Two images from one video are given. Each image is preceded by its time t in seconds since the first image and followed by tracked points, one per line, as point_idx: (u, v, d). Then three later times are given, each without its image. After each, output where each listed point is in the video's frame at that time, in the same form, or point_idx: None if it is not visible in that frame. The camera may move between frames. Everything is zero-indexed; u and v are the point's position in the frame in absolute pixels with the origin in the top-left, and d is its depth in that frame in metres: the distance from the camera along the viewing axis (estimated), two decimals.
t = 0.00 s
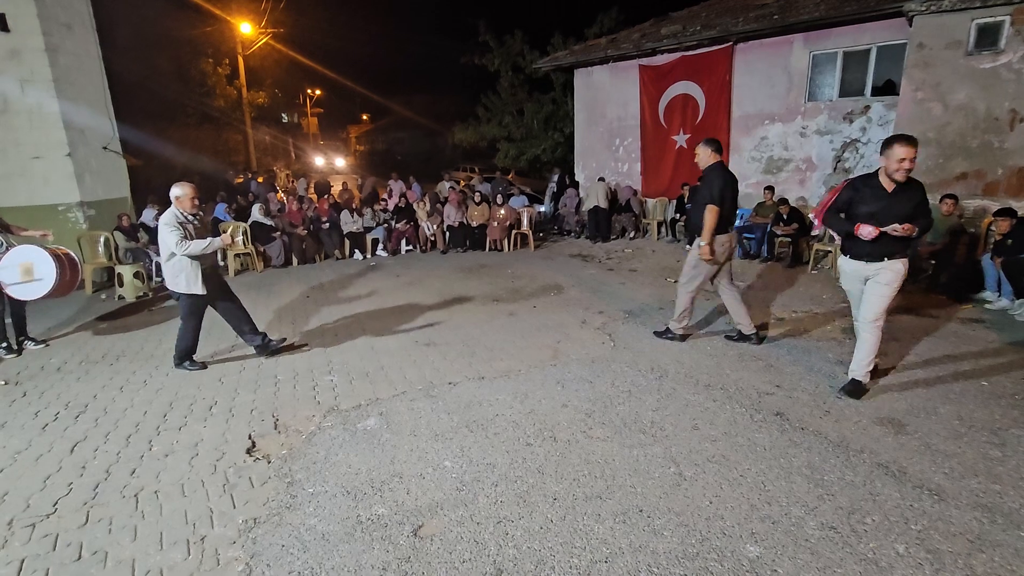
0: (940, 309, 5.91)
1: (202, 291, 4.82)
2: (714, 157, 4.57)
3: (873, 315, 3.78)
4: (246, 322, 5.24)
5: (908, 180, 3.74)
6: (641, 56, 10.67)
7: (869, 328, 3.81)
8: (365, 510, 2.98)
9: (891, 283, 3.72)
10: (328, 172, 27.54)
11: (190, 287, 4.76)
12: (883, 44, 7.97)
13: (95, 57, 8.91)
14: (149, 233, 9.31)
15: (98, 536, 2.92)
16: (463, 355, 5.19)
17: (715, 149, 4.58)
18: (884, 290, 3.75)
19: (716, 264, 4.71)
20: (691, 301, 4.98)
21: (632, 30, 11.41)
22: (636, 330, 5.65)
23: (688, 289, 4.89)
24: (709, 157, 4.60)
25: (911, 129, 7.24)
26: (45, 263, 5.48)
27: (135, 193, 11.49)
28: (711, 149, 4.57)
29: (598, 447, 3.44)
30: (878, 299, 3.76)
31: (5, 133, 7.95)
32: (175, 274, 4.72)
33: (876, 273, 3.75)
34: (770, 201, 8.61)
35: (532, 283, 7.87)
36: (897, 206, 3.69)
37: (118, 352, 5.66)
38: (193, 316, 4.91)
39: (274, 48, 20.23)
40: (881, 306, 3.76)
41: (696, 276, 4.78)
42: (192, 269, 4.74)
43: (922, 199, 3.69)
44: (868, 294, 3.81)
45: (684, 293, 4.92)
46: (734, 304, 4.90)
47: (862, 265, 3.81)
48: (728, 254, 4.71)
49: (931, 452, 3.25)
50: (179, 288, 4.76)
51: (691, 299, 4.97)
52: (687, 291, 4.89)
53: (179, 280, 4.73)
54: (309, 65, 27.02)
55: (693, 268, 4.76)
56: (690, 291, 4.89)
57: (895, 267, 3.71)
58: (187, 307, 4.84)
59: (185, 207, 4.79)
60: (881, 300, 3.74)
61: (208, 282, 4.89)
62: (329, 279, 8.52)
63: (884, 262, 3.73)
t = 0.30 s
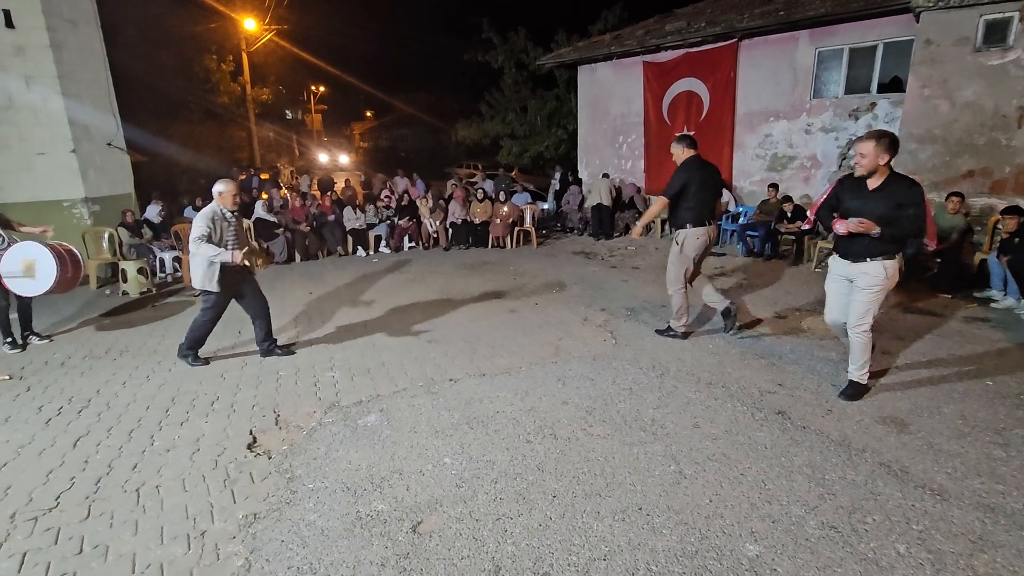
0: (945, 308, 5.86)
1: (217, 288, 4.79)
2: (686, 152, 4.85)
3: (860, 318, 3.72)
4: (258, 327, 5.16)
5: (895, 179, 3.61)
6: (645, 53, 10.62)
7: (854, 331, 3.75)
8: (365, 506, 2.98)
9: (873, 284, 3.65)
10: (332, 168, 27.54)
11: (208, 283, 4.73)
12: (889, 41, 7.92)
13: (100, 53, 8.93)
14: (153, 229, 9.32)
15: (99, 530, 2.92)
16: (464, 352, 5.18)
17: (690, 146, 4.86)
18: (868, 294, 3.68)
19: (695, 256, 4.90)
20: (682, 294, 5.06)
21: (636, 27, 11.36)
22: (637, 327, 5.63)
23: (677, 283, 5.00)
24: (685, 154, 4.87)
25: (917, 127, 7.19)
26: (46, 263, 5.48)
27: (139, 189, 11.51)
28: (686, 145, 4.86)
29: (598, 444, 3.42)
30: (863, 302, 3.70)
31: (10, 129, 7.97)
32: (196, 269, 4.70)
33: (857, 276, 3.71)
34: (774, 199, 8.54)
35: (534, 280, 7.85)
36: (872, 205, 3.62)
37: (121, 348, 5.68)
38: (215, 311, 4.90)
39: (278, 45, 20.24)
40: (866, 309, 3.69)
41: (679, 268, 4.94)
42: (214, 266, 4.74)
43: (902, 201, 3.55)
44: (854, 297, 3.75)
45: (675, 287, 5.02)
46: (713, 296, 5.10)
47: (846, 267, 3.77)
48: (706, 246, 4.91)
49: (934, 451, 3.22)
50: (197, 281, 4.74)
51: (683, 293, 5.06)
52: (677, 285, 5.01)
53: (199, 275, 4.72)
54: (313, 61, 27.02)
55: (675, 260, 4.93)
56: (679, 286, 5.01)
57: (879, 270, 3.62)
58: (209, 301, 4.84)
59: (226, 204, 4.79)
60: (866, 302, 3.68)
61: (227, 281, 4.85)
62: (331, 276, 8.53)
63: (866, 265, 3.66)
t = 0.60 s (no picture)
0: (948, 307, 5.84)
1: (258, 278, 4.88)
2: (676, 148, 4.83)
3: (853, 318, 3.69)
4: (265, 324, 5.14)
5: (863, 174, 3.61)
6: (648, 50, 10.59)
7: (851, 331, 3.73)
8: (365, 503, 2.98)
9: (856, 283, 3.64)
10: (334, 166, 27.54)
11: (251, 274, 4.82)
12: (893, 37, 7.87)
13: (102, 50, 8.94)
14: (156, 226, 9.33)
15: (100, 525, 2.93)
16: (465, 349, 5.17)
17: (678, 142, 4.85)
18: (851, 294, 3.67)
19: (686, 253, 4.94)
20: (678, 292, 5.08)
21: (639, 23, 11.32)
22: (639, 325, 5.62)
23: (672, 280, 5.02)
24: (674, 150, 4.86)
25: (922, 124, 7.15)
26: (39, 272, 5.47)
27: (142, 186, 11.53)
28: (675, 142, 4.85)
29: (598, 442, 3.41)
30: (848, 302, 3.69)
31: (13, 125, 7.98)
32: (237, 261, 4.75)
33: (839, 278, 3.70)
34: (777, 196, 8.52)
35: (535, 278, 7.84)
36: (833, 198, 3.69)
37: (123, 344, 5.69)
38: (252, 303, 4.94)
39: (281, 42, 20.23)
40: (853, 309, 3.68)
41: (673, 265, 4.96)
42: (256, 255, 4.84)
43: (863, 193, 3.57)
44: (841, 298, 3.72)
45: (670, 285, 5.03)
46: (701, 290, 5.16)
47: (822, 270, 3.81)
48: (695, 242, 4.96)
49: (936, 450, 3.21)
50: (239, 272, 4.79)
51: (679, 290, 5.08)
52: (672, 283, 5.02)
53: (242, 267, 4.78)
54: (315, 58, 27.02)
55: (668, 257, 4.95)
56: (675, 284, 5.02)
57: (852, 270, 3.64)
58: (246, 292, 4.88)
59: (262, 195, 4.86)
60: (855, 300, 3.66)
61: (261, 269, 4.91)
62: (333, 273, 8.52)
63: (840, 266, 3.69)
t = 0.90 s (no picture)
0: (952, 305, 5.82)
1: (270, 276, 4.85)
2: (675, 147, 4.82)
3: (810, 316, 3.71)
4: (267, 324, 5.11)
5: (821, 173, 3.66)
6: (649, 48, 10.56)
7: (809, 328, 3.72)
8: (366, 503, 2.96)
9: (816, 282, 3.67)
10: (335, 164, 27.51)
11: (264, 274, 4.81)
12: (896, 34, 7.84)
13: (101, 48, 8.91)
14: (156, 225, 9.31)
15: (101, 526, 2.91)
16: (467, 348, 5.14)
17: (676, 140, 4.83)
18: (809, 291, 3.70)
19: (680, 253, 4.94)
20: (673, 293, 5.06)
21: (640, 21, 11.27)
22: (641, 324, 5.60)
23: (666, 282, 5.00)
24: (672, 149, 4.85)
25: (925, 122, 7.12)
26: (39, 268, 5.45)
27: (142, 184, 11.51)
28: (673, 141, 4.83)
29: (601, 442, 3.39)
30: (807, 299, 3.72)
31: (13, 124, 7.96)
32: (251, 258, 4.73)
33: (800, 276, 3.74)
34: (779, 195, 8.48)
35: (536, 276, 7.82)
36: (793, 198, 3.74)
37: (124, 344, 5.67)
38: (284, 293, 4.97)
39: (280, 40, 20.20)
40: (812, 305, 3.70)
41: (667, 266, 4.95)
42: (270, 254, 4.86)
43: (818, 190, 3.62)
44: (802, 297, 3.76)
45: (665, 287, 5.01)
46: (701, 288, 5.20)
47: (785, 268, 3.86)
48: (689, 243, 4.97)
49: (941, 451, 3.19)
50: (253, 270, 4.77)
51: (674, 292, 5.06)
52: (666, 285, 5.00)
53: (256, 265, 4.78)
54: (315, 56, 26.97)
55: (662, 258, 4.94)
56: (670, 284, 5.02)
57: (812, 269, 3.67)
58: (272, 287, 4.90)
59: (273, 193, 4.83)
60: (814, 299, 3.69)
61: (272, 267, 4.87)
62: (334, 272, 8.50)
63: (798, 265, 3.75)
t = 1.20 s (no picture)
0: (953, 304, 5.81)
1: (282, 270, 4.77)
2: (674, 147, 4.79)
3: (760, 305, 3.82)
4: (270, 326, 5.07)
5: (794, 172, 3.71)
6: (648, 47, 10.55)
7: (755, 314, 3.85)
8: (370, 509, 2.93)
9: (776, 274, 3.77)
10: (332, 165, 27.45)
11: (269, 266, 4.72)
12: (894, 34, 7.83)
13: (97, 49, 8.86)
14: (154, 226, 9.26)
15: (100, 533, 2.88)
16: (468, 350, 5.12)
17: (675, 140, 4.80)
18: (767, 282, 3.80)
19: (678, 251, 4.94)
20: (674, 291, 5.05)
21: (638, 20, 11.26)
22: (643, 325, 5.58)
23: (667, 281, 4.98)
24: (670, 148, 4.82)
25: (924, 121, 7.12)
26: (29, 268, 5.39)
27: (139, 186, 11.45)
28: (673, 140, 4.80)
29: (606, 445, 3.37)
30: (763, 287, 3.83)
31: (8, 125, 7.92)
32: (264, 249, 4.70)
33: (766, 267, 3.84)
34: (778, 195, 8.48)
35: (536, 277, 7.80)
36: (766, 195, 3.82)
37: (122, 347, 5.63)
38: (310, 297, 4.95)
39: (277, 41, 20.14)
40: (762, 295, 3.81)
41: (666, 265, 4.91)
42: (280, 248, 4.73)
43: (789, 188, 3.69)
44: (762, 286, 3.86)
45: (666, 286, 4.99)
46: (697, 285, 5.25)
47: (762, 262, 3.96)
48: (686, 240, 4.96)
49: (948, 452, 3.17)
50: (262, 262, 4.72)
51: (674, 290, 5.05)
52: (666, 284, 4.98)
53: (264, 255, 4.71)
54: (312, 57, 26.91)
55: (661, 258, 4.91)
56: (670, 284, 4.99)
57: (776, 261, 3.77)
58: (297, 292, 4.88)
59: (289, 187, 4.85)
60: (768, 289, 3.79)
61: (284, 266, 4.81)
62: (333, 273, 8.47)
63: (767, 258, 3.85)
